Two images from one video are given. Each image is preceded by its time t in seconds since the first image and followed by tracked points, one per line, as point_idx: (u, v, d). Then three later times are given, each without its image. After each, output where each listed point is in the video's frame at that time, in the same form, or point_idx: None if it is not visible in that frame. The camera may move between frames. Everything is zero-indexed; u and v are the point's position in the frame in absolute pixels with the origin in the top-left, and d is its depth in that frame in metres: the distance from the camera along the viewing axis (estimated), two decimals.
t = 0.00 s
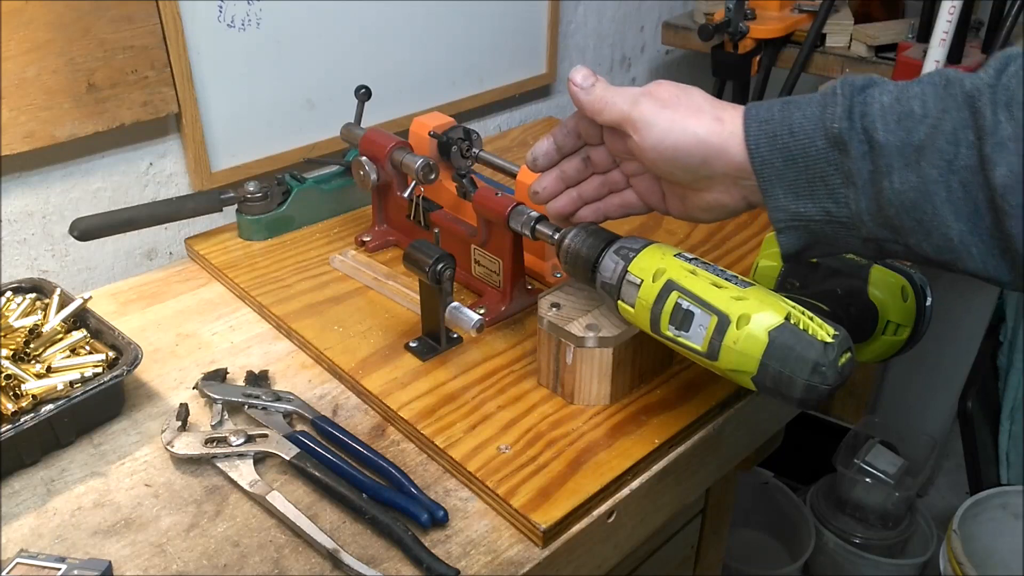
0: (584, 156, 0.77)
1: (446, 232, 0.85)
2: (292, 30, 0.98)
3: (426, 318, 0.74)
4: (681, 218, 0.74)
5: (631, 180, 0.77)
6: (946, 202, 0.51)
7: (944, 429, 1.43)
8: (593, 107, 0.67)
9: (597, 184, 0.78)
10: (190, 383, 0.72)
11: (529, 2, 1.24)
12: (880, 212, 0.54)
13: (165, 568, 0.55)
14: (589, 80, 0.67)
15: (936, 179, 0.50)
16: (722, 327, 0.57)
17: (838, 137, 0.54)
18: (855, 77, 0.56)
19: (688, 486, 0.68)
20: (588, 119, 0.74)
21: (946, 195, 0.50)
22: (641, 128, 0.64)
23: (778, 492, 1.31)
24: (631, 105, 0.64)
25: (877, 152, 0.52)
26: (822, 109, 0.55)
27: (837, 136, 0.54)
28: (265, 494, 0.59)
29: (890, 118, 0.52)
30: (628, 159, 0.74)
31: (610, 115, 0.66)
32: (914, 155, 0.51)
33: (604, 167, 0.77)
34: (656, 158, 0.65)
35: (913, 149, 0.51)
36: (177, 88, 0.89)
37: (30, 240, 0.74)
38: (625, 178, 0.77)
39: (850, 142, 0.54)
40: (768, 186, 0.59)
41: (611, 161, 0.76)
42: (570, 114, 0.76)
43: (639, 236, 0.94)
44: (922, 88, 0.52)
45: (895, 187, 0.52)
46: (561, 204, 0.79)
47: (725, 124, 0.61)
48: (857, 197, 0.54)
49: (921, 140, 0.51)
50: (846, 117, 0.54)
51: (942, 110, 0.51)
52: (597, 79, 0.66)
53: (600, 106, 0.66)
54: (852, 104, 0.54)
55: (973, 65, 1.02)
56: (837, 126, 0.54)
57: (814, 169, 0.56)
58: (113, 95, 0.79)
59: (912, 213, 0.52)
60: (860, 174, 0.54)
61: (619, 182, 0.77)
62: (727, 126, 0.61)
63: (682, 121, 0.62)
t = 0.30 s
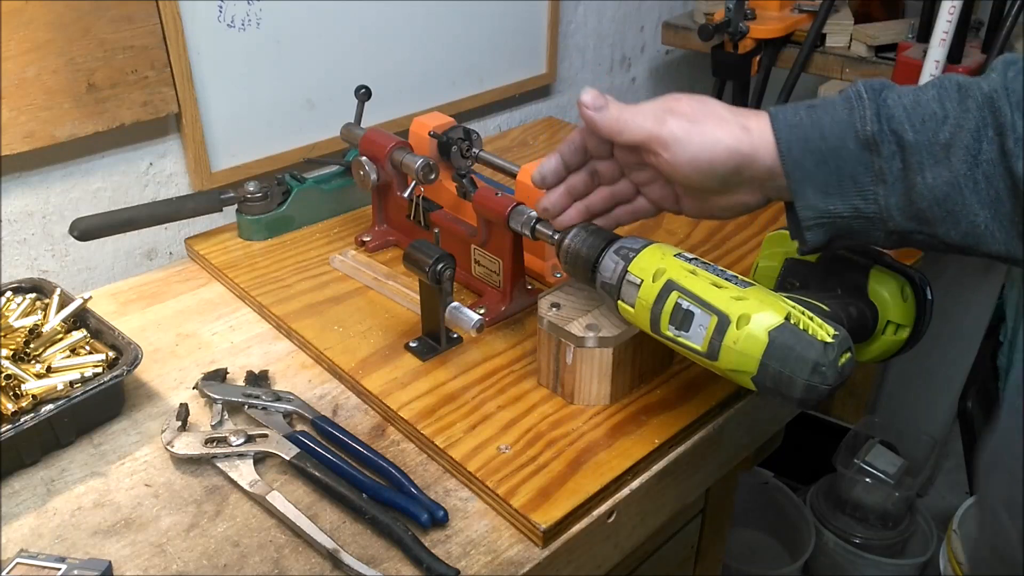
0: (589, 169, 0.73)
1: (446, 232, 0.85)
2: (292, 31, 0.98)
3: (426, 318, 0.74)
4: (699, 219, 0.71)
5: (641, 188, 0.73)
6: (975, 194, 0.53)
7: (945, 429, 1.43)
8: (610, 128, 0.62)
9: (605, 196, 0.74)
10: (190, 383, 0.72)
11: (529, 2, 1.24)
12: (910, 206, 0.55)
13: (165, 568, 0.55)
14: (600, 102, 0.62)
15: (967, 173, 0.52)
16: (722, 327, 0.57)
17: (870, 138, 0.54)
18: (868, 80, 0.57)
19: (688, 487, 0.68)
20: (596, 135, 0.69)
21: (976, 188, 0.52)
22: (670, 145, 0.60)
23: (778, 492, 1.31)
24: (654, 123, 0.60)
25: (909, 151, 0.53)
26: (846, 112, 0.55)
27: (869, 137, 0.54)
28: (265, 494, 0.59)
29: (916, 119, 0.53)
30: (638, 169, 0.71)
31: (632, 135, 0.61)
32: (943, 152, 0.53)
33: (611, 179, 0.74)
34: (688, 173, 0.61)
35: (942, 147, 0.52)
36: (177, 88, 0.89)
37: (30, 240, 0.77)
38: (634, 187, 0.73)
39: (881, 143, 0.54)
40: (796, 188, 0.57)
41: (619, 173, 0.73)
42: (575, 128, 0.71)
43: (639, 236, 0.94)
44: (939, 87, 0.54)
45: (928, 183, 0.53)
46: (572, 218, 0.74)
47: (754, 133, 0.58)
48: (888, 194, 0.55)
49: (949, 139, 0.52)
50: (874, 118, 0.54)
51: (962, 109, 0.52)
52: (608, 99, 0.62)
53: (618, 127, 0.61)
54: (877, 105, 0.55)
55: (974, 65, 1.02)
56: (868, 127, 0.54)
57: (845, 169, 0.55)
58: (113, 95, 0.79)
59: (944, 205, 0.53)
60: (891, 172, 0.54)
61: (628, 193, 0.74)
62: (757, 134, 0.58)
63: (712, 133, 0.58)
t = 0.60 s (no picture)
0: (606, 184, 0.76)
1: (446, 232, 0.85)
2: (292, 31, 0.98)
3: (426, 318, 0.74)
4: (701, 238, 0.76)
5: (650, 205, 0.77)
6: (992, 209, 0.57)
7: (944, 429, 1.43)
8: (653, 159, 0.65)
9: (614, 208, 0.78)
10: (190, 383, 0.72)
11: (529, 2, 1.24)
12: (934, 227, 0.60)
13: (165, 568, 0.55)
14: (641, 132, 0.64)
15: (984, 191, 0.57)
16: (722, 327, 0.57)
17: (891, 169, 0.60)
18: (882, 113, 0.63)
19: (688, 487, 0.68)
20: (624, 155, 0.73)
21: (993, 204, 0.57)
22: (709, 182, 0.64)
23: (778, 492, 1.31)
24: (697, 159, 0.64)
25: (929, 177, 0.59)
26: (869, 147, 0.61)
27: (890, 168, 0.60)
28: (265, 494, 0.59)
29: (932, 148, 0.58)
30: (655, 190, 0.75)
31: (673, 168, 0.65)
32: (959, 174, 0.57)
33: (625, 195, 0.77)
34: (722, 210, 0.67)
35: (957, 170, 0.57)
36: (177, 88, 0.89)
37: (31, 239, 0.77)
38: (644, 204, 0.77)
39: (903, 172, 0.59)
40: (826, 220, 0.63)
41: (633, 189, 0.76)
42: (604, 144, 0.74)
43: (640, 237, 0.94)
44: (947, 114, 0.58)
45: (951, 204, 0.58)
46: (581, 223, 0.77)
47: (789, 177, 0.64)
48: (912, 218, 0.60)
49: (963, 162, 0.57)
50: (893, 150, 0.60)
51: (970, 134, 0.56)
52: (650, 131, 0.64)
53: (662, 159, 0.65)
54: (894, 137, 0.60)
55: (974, 65, 1.02)
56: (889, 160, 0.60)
57: (870, 200, 0.61)
58: (113, 95, 0.79)
59: (966, 223, 0.59)
60: (913, 198, 0.60)
61: (638, 209, 0.78)
62: (791, 178, 0.64)
63: (748, 174, 0.64)
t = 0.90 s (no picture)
0: (605, 184, 0.77)
1: (446, 231, 0.85)
2: (292, 31, 0.98)
3: (426, 318, 0.74)
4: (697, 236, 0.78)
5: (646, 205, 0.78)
6: (975, 212, 0.63)
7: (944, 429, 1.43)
8: (652, 157, 0.65)
9: (611, 208, 0.79)
10: (190, 383, 0.72)
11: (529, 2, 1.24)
12: (925, 230, 0.64)
13: (165, 568, 0.55)
14: (642, 131, 0.64)
15: (969, 194, 0.63)
16: (722, 327, 0.57)
17: (885, 172, 0.64)
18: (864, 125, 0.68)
19: (687, 488, 0.68)
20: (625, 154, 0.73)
21: (976, 207, 0.63)
22: (709, 181, 0.66)
23: (778, 492, 1.31)
24: (697, 158, 0.65)
25: (920, 180, 0.64)
26: (857, 151, 0.65)
27: (884, 171, 0.64)
28: (265, 494, 0.59)
29: (921, 154, 0.64)
30: (653, 189, 0.75)
31: (673, 167, 0.66)
32: (947, 178, 0.63)
33: (623, 194, 0.78)
34: (719, 208, 0.69)
35: (945, 174, 0.63)
36: (177, 88, 0.89)
37: (30, 240, 0.74)
38: (641, 204, 0.78)
39: (896, 176, 0.64)
40: (820, 221, 0.66)
41: (632, 189, 0.77)
42: (605, 143, 0.74)
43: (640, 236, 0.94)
44: (929, 126, 0.65)
45: (942, 206, 0.63)
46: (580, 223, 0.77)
47: (784, 178, 0.67)
48: (905, 220, 0.64)
49: (950, 167, 0.63)
50: (885, 155, 0.64)
51: (955, 141, 0.63)
52: (650, 129, 0.64)
53: (661, 158, 0.65)
54: (883, 144, 0.65)
55: (974, 65, 1.02)
56: (882, 163, 0.64)
57: (865, 202, 0.65)
58: (113, 94, 0.79)
59: (954, 225, 0.64)
60: (906, 201, 0.64)
61: (634, 210, 0.79)
62: (786, 179, 0.67)
63: (746, 175, 0.66)
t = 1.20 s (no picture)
0: (606, 183, 0.77)
1: (446, 231, 0.85)
2: (292, 31, 0.98)
3: (426, 318, 0.74)
4: (694, 234, 0.78)
5: (646, 204, 0.78)
6: (970, 210, 0.64)
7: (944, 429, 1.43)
8: (653, 156, 0.65)
9: (611, 208, 0.79)
10: (190, 383, 0.72)
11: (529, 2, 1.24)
12: (923, 227, 0.64)
13: (165, 568, 0.55)
14: (643, 130, 0.64)
15: (964, 192, 0.64)
16: (722, 327, 0.57)
17: (882, 170, 0.64)
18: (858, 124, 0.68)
19: (687, 488, 0.68)
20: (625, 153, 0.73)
21: (970, 205, 0.64)
22: (709, 179, 0.66)
23: (778, 492, 1.31)
24: (697, 156, 0.65)
25: (917, 178, 0.64)
26: (854, 148, 0.65)
27: (881, 168, 0.64)
28: (265, 494, 0.59)
29: (917, 152, 0.64)
30: (654, 188, 0.76)
31: (675, 165, 0.66)
32: (942, 176, 0.64)
33: (623, 193, 0.78)
34: (720, 206, 0.69)
35: (940, 172, 0.64)
36: (177, 87, 0.89)
37: (31, 239, 0.75)
38: (640, 203, 0.79)
39: (893, 173, 0.64)
40: (819, 218, 0.66)
41: (631, 188, 0.77)
42: (605, 142, 0.75)
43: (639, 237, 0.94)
44: (923, 125, 0.66)
45: (938, 204, 0.64)
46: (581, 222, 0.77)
47: (784, 176, 0.67)
48: (903, 218, 0.64)
49: (945, 165, 0.64)
50: (882, 153, 0.65)
51: (949, 139, 0.64)
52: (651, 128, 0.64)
53: (662, 157, 0.65)
54: (880, 142, 0.65)
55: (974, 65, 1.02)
56: (880, 161, 0.64)
57: (863, 200, 0.65)
58: (113, 94, 0.79)
59: (950, 222, 0.64)
60: (903, 198, 0.64)
61: (634, 209, 0.79)
62: (786, 176, 0.67)
63: (747, 172, 0.66)
